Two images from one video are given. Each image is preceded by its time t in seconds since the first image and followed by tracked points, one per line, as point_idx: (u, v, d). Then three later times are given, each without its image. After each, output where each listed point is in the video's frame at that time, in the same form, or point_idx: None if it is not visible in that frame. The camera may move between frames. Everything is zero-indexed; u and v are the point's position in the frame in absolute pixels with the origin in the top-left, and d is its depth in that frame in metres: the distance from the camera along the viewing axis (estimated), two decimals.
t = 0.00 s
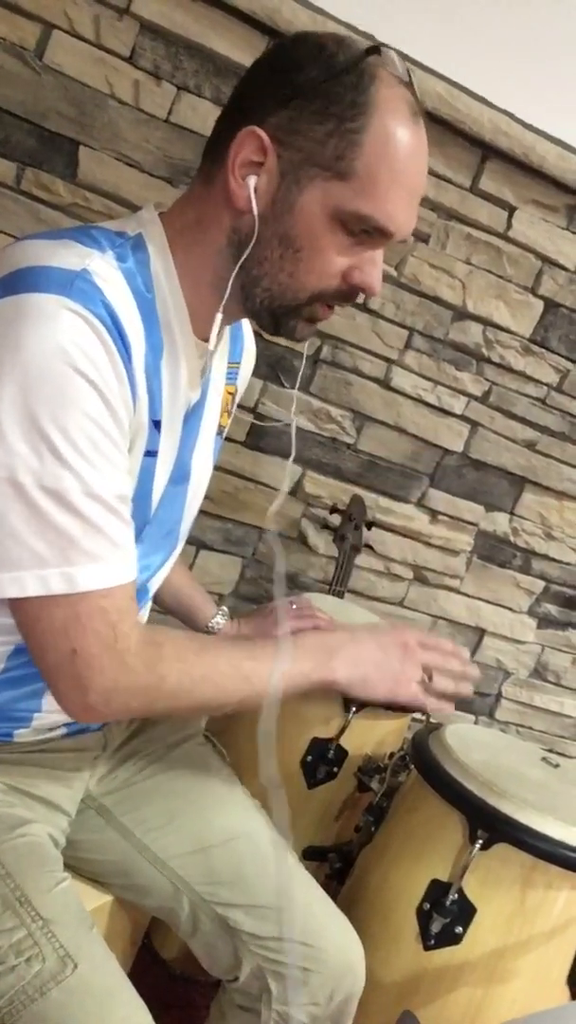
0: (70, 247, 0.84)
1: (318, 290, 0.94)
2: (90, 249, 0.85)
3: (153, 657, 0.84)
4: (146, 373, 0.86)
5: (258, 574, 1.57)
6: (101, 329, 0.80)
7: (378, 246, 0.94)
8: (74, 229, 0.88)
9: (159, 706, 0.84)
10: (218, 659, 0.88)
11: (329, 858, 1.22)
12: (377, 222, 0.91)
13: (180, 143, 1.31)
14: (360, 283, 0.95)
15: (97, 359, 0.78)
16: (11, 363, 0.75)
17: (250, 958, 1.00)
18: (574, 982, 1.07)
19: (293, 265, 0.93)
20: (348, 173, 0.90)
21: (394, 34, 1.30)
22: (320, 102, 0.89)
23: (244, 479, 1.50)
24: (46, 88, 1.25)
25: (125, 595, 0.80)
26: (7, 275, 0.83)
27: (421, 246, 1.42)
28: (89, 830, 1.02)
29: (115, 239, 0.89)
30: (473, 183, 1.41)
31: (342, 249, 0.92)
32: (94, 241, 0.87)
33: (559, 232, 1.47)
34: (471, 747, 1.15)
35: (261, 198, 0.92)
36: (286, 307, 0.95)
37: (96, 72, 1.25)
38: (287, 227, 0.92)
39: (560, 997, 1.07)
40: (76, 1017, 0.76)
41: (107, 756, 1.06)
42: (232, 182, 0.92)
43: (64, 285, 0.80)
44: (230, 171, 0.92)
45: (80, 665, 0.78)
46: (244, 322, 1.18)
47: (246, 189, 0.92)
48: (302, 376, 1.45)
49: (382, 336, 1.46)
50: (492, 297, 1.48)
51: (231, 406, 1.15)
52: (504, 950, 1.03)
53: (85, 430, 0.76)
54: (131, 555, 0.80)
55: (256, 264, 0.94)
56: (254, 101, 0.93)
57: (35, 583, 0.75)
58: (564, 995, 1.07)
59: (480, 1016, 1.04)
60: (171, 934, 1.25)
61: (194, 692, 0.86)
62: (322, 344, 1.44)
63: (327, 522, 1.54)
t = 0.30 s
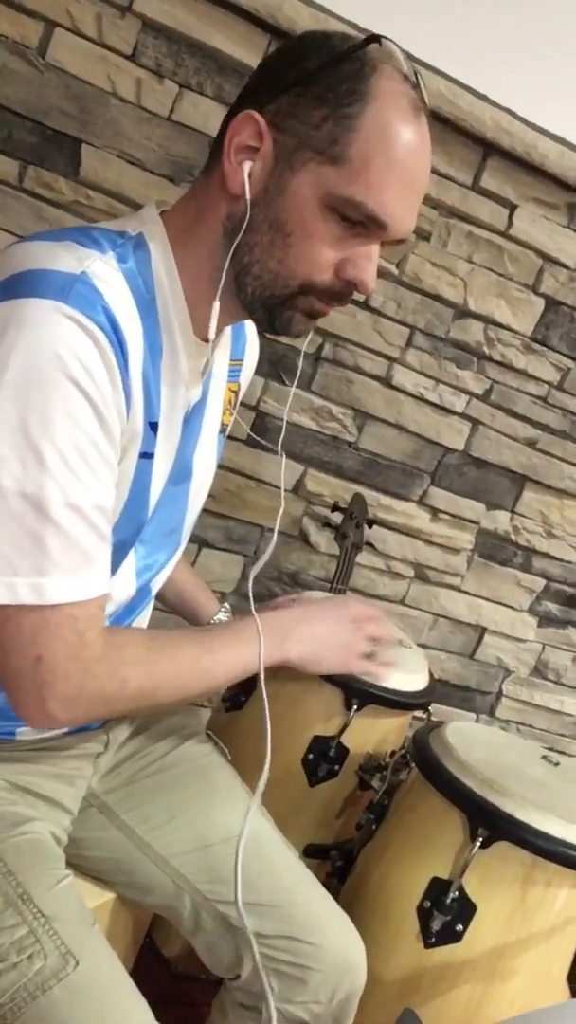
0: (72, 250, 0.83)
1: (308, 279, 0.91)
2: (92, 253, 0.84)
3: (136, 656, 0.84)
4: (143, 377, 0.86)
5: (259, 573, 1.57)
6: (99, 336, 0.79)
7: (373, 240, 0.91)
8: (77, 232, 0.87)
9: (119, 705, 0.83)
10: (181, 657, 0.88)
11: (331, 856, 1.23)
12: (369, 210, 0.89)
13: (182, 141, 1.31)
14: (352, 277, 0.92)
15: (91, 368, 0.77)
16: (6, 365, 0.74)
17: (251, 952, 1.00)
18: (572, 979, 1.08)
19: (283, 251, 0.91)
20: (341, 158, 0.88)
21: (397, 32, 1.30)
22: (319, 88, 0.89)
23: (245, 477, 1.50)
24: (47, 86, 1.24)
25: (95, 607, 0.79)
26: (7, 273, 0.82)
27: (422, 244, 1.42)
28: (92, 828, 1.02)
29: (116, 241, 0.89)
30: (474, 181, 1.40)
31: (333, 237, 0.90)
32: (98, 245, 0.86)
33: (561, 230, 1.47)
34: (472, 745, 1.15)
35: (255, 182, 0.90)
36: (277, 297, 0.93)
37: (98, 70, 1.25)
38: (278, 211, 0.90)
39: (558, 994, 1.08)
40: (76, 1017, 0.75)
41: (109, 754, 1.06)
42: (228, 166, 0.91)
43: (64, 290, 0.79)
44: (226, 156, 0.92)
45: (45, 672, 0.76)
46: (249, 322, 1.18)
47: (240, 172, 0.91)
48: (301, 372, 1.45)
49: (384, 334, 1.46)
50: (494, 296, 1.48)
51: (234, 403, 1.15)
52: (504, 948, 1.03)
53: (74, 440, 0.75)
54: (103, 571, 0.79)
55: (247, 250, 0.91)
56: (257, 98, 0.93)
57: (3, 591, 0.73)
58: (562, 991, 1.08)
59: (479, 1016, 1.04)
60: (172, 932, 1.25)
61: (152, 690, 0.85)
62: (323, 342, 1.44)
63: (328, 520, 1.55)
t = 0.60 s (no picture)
0: (85, 255, 0.83)
1: (290, 262, 0.90)
2: (105, 258, 0.84)
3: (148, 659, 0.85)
4: (158, 380, 0.86)
5: (262, 572, 1.57)
6: (117, 341, 0.79)
7: (358, 221, 0.90)
8: (87, 235, 0.86)
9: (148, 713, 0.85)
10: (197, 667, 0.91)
11: (334, 855, 1.23)
12: (345, 186, 0.87)
13: (185, 141, 1.31)
14: (338, 259, 0.90)
15: (112, 373, 0.77)
16: (26, 374, 0.73)
17: (254, 953, 1.01)
18: None
19: (264, 236, 0.90)
20: (316, 138, 0.88)
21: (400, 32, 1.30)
22: (295, 72, 0.90)
23: (248, 476, 1.50)
24: (50, 85, 1.24)
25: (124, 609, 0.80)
26: (20, 279, 0.81)
27: (425, 243, 1.42)
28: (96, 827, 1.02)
29: (125, 243, 0.88)
30: (477, 180, 1.40)
31: (315, 219, 0.89)
32: (109, 249, 0.85)
33: (564, 229, 1.47)
34: (474, 744, 1.15)
35: (238, 172, 0.91)
36: (263, 284, 0.92)
37: (102, 69, 1.25)
38: (258, 196, 0.90)
39: (563, 993, 1.09)
40: (75, 1016, 0.75)
41: (112, 753, 1.05)
42: (212, 158, 0.92)
43: (82, 296, 0.78)
44: (210, 149, 0.93)
45: (83, 679, 0.77)
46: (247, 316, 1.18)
47: (224, 163, 0.91)
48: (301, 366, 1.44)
49: (386, 333, 1.46)
50: (497, 295, 1.48)
51: (236, 398, 1.15)
52: (507, 948, 1.03)
53: (97, 447, 0.75)
54: (129, 574, 0.79)
55: (231, 239, 0.91)
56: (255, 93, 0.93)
57: (33, 599, 0.73)
58: (566, 990, 1.09)
59: (481, 1015, 1.04)
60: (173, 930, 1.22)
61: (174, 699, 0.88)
62: (326, 341, 1.44)
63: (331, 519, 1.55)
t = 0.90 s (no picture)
0: (97, 256, 0.82)
1: (288, 264, 0.90)
2: (115, 259, 0.84)
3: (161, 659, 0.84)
4: (170, 381, 0.86)
5: (263, 571, 1.57)
6: (132, 342, 0.79)
7: (357, 222, 0.89)
8: (96, 236, 0.86)
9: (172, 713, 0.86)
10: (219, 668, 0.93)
11: (334, 854, 1.23)
12: (343, 187, 0.87)
13: (186, 141, 1.31)
14: (335, 260, 0.90)
15: (128, 373, 0.77)
16: (43, 376, 0.73)
17: (255, 952, 1.01)
18: None
19: (263, 237, 0.90)
20: (314, 138, 0.87)
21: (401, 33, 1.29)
22: (296, 75, 0.90)
23: (249, 476, 1.50)
24: (50, 85, 1.24)
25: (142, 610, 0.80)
26: (31, 280, 0.80)
27: (426, 243, 1.42)
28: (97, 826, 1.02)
29: (134, 243, 0.88)
30: (478, 179, 1.40)
31: (312, 220, 0.89)
32: (118, 250, 0.85)
33: (565, 228, 1.47)
34: (475, 744, 1.15)
35: (240, 174, 0.91)
36: (262, 286, 0.91)
37: (102, 69, 1.25)
38: (257, 198, 0.90)
39: (564, 993, 1.09)
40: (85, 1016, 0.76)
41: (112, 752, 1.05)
42: (215, 160, 0.92)
43: (96, 297, 0.78)
44: (213, 151, 0.93)
45: (106, 679, 0.77)
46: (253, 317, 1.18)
47: (226, 165, 0.92)
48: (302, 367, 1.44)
49: (387, 333, 1.46)
50: (498, 294, 1.48)
51: (240, 397, 1.16)
52: (507, 947, 1.03)
53: (115, 447, 0.75)
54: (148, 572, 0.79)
55: (231, 240, 0.91)
56: (260, 96, 0.93)
57: (54, 600, 0.73)
58: (567, 990, 1.09)
59: (482, 1015, 1.04)
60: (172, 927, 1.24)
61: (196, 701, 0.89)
62: (326, 341, 1.44)
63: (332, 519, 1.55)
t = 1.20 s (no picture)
0: (100, 254, 0.82)
1: (285, 268, 0.90)
2: (118, 257, 0.83)
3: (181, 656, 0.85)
4: (176, 380, 0.86)
5: (262, 571, 1.57)
6: (136, 339, 0.78)
7: (355, 228, 0.89)
8: (98, 235, 0.86)
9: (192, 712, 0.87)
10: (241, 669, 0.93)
11: (333, 854, 1.23)
12: (341, 192, 0.87)
13: (185, 141, 1.31)
14: (332, 265, 0.90)
15: (134, 370, 0.77)
16: (51, 374, 0.73)
17: (255, 952, 1.01)
18: None
19: (261, 241, 0.90)
20: (314, 142, 0.87)
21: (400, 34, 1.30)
22: (300, 79, 0.90)
23: (249, 475, 1.50)
24: (50, 85, 1.24)
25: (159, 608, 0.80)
26: (35, 280, 0.80)
27: (425, 243, 1.42)
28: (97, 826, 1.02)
29: (137, 240, 0.88)
30: (478, 178, 1.40)
31: (310, 224, 0.89)
32: (121, 249, 0.85)
33: (564, 228, 1.47)
34: (474, 744, 1.15)
35: (241, 178, 0.91)
36: (259, 289, 0.92)
37: (101, 69, 1.25)
38: (256, 202, 0.90)
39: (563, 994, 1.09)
40: (84, 1016, 0.75)
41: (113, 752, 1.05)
42: (216, 163, 0.92)
43: (101, 294, 0.78)
44: (214, 154, 0.93)
45: (124, 678, 0.77)
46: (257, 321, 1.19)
47: (227, 169, 0.92)
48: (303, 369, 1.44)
49: (386, 333, 1.46)
50: (497, 294, 1.48)
51: (245, 400, 1.16)
52: (507, 947, 1.03)
53: (123, 444, 0.75)
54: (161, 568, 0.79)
55: (230, 243, 0.91)
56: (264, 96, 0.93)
57: (69, 598, 0.73)
58: (566, 991, 1.09)
59: (481, 1015, 1.04)
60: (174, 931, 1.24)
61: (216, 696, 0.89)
62: (326, 341, 1.44)
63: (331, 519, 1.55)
